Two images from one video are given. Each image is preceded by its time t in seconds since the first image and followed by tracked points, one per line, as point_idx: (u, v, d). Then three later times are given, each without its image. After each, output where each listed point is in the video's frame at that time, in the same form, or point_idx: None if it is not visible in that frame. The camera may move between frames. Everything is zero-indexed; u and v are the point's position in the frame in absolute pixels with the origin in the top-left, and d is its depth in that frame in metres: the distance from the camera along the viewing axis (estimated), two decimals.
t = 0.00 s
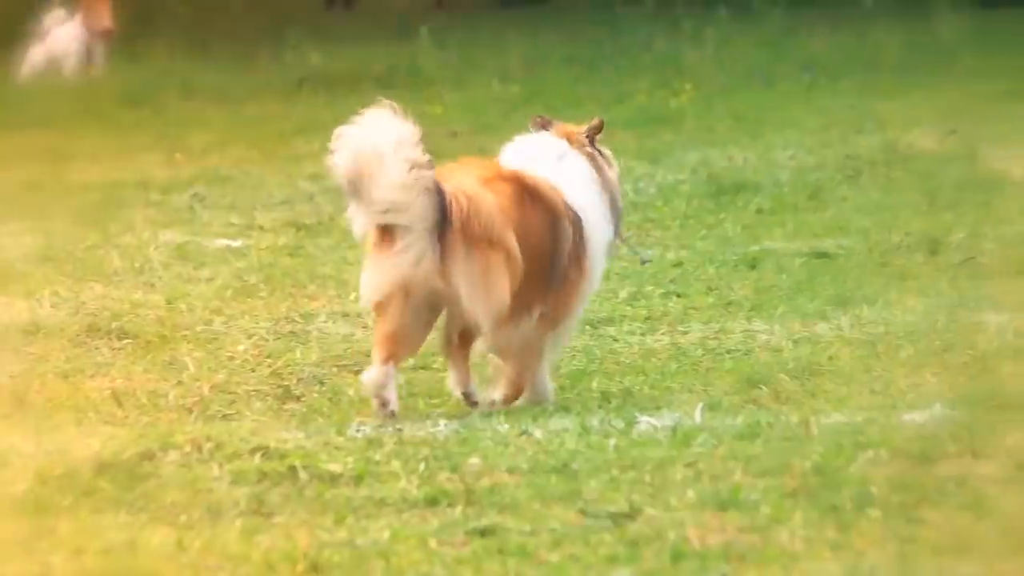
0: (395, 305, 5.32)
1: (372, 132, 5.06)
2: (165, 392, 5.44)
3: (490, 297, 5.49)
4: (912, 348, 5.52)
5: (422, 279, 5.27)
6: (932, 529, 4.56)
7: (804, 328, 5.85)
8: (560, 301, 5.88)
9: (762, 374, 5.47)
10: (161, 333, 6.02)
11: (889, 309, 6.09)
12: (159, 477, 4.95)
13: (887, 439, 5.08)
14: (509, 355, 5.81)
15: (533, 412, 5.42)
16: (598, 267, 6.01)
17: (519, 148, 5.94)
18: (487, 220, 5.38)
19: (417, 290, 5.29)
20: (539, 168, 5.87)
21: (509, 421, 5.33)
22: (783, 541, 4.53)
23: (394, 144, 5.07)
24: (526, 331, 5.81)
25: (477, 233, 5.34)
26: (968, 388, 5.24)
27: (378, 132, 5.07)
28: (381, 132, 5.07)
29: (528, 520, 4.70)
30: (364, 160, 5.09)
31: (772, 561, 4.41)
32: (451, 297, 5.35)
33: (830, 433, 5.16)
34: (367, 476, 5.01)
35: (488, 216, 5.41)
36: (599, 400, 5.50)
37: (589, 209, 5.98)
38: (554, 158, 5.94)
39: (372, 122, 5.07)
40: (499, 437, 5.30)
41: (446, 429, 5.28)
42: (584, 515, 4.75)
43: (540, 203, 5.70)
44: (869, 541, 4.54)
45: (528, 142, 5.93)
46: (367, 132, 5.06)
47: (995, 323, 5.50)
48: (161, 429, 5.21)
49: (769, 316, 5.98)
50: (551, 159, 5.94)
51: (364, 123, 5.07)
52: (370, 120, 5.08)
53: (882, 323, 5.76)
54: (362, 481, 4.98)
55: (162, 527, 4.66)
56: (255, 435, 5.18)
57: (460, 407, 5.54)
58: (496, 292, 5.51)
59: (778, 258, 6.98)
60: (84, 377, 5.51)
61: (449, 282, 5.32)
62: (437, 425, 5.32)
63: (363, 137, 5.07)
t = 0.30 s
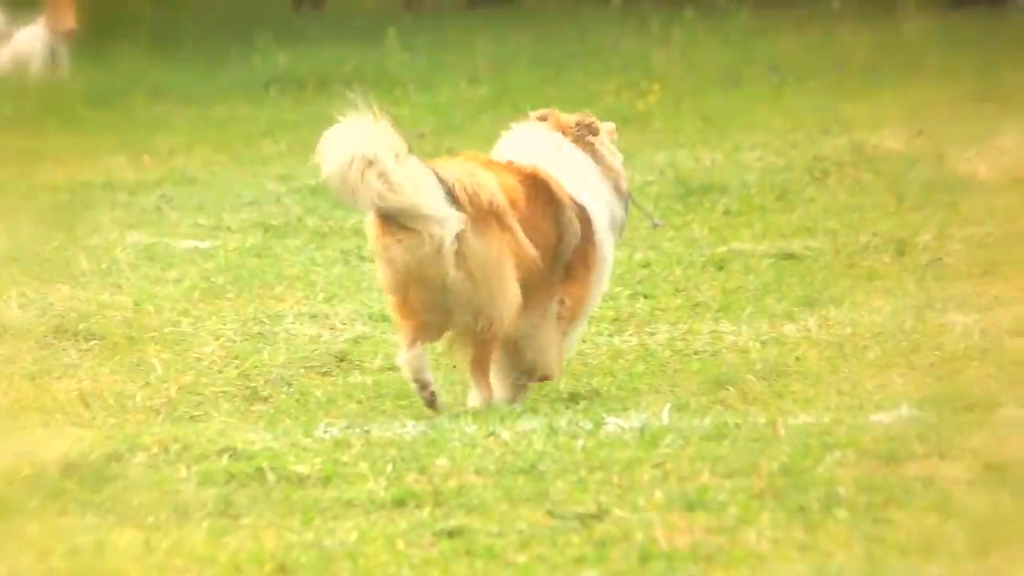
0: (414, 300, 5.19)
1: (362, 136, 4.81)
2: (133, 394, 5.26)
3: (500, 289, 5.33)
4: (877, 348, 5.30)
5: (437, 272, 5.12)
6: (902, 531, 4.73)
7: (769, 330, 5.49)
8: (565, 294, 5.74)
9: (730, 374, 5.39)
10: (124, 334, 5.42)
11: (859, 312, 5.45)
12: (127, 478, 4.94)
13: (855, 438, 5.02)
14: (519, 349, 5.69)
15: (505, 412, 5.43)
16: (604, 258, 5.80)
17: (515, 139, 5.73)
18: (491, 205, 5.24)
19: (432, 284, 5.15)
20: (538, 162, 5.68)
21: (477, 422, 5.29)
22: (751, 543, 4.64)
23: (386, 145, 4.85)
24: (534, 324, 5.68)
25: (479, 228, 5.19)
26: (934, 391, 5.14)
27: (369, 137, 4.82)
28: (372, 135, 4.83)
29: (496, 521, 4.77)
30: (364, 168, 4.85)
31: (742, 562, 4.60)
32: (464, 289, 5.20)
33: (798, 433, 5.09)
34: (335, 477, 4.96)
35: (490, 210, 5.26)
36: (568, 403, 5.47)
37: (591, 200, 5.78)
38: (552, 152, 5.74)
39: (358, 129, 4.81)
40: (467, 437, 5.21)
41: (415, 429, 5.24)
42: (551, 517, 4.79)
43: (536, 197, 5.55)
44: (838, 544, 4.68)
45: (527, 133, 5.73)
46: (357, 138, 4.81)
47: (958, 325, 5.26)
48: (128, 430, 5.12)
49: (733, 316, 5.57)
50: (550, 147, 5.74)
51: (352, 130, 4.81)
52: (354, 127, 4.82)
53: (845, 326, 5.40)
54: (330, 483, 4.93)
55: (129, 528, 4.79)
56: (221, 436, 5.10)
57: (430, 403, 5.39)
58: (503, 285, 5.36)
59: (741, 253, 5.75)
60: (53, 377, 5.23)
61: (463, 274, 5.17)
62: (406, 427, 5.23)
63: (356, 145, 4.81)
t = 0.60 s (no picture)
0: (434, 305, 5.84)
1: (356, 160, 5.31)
2: (96, 396, 5.17)
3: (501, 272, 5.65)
4: (842, 350, 5.32)
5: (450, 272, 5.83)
6: (863, 530, 4.90)
7: (732, 331, 5.44)
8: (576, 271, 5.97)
9: (694, 378, 5.38)
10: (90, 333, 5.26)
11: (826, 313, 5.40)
12: (91, 480, 4.96)
13: (818, 440, 5.10)
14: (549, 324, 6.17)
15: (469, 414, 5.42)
16: (615, 237, 6.25)
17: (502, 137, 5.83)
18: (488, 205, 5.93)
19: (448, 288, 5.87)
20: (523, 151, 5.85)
21: (442, 423, 5.33)
22: (715, 543, 4.84)
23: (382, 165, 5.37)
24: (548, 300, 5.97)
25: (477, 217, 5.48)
26: (900, 392, 5.17)
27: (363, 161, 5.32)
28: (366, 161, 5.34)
29: (461, 523, 4.90)
30: (365, 195, 5.42)
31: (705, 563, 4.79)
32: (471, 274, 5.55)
33: (761, 434, 5.15)
34: (300, 478, 5.03)
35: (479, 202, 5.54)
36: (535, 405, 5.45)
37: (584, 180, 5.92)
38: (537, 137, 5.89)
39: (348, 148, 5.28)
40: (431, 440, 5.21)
41: (379, 431, 5.24)
42: (517, 519, 4.92)
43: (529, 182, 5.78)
44: (802, 543, 4.88)
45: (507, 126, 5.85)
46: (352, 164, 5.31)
47: (922, 326, 5.27)
48: (93, 433, 5.07)
49: (698, 317, 5.49)
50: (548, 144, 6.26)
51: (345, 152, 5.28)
52: (345, 146, 5.28)
53: (811, 326, 5.39)
54: (295, 485, 5.00)
55: (93, 530, 4.88)
56: (186, 437, 5.11)
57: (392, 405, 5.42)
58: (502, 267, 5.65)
59: (706, 254, 5.57)
60: (14, 378, 5.11)
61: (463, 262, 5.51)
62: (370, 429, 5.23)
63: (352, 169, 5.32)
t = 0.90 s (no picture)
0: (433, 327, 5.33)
1: (373, 165, 4.98)
2: (63, 397, 5.35)
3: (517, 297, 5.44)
4: (809, 351, 5.45)
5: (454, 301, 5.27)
6: (828, 532, 4.82)
7: (699, 332, 5.65)
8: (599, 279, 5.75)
9: (660, 380, 5.47)
10: (57, 336, 5.53)
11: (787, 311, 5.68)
12: (57, 483, 5.04)
13: (784, 442, 5.07)
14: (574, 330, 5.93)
15: (435, 415, 5.31)
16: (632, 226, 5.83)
17: (519, 139, 5.68)
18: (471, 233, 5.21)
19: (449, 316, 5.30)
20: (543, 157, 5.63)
21: (408, 425, 5.25)
22: (681, 544, 4.74)
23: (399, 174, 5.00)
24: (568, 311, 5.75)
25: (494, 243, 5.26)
26: (865, 394, 5.25)
27: (379, 168, 4.98)
28: (385, 166, 4.99)
29: (429, 525, 4.84)
30: (377, 201, 5.04)
31: (671, 564, 4.68)
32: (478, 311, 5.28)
33: (727, 435, 5.12)
34: (267, 481, 4.99)
35: (497, 228, 5.29)
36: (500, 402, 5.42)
37: (603, 178, 5.74)
38: (556, 138, 5.70)
39: (369, 151, 4.98)
40: (398, 442, 5.16)
41: (345, 433, 5.21)
42: (485, 520, 4.83)
43: (554, 191, 5.53)
44: (766, 546, 4.76)
45: (522, 127, 5.71)
46: (368, 168, 4.98)
47: (889, 329, 5.48)
48: (59, 435, 5.21)
49: (664, 318, 5.84)
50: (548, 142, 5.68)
51: (364, 156, 4.98)
52: (369, 149, 4.99)
53: (779, 328, 5.59)
54: (262, 487, 4.97)
55: (60, 534, 4.92)
56: (152, 440, 5.15)
57: (359, 408, 5.35)
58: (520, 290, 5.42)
59: (671, 256, 6.03)
60: None
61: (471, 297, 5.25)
62: (338, 431, 5.21)
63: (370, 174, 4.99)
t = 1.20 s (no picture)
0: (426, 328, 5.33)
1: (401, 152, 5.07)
2: (31, 399, 5.44)
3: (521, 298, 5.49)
4: (777, 353, 5.63)
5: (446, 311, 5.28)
6: (798, 533, 4.57)
7: (669, 332, 5.98)
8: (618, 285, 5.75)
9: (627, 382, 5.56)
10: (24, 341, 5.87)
11: (755, 316, 6.02)
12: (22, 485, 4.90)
13: (753, 443, 5.06)
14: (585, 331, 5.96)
15: (405, 416, 5.32)
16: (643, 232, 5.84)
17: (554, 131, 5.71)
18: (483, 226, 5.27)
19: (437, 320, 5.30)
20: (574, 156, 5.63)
21: (377, 426, 5.25)
22: (649, 546, 4.46)
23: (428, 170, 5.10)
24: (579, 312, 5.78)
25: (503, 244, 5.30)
26: (832, 396, 5.29)
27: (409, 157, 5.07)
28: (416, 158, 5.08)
29: (395, 527, 4.65)
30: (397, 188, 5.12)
31: (640, 566, 4.35)
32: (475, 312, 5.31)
33: (695, 437, 5.12)
34: (233, 483, 4.94)
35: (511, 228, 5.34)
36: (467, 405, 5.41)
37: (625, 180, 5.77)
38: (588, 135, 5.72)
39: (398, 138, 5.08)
40: (366, 442, 5.16)
41: (313, 434, 5.22)
42: (450, 521, 4.67)
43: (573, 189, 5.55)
44: (735, 547, 4.48)
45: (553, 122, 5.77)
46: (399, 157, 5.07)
47: (857, 329, 5.76)
48: (25, 437, 5.18)
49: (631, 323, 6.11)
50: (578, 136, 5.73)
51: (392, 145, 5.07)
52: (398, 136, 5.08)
53: (746, 329, 5.90)
54: (228, 488, 4.91)
55: (26, 536, 4.65)
56: (120, 441, 5.14)
57: (327, 410, 5.37)
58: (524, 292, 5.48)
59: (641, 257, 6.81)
60: None
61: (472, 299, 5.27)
62: (306, 433, 5.22)
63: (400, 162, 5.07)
